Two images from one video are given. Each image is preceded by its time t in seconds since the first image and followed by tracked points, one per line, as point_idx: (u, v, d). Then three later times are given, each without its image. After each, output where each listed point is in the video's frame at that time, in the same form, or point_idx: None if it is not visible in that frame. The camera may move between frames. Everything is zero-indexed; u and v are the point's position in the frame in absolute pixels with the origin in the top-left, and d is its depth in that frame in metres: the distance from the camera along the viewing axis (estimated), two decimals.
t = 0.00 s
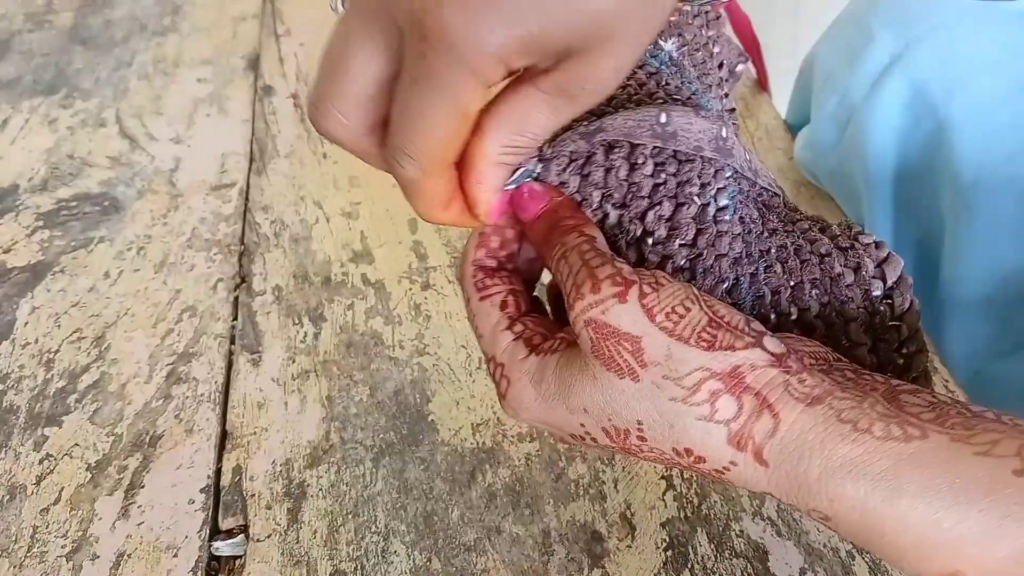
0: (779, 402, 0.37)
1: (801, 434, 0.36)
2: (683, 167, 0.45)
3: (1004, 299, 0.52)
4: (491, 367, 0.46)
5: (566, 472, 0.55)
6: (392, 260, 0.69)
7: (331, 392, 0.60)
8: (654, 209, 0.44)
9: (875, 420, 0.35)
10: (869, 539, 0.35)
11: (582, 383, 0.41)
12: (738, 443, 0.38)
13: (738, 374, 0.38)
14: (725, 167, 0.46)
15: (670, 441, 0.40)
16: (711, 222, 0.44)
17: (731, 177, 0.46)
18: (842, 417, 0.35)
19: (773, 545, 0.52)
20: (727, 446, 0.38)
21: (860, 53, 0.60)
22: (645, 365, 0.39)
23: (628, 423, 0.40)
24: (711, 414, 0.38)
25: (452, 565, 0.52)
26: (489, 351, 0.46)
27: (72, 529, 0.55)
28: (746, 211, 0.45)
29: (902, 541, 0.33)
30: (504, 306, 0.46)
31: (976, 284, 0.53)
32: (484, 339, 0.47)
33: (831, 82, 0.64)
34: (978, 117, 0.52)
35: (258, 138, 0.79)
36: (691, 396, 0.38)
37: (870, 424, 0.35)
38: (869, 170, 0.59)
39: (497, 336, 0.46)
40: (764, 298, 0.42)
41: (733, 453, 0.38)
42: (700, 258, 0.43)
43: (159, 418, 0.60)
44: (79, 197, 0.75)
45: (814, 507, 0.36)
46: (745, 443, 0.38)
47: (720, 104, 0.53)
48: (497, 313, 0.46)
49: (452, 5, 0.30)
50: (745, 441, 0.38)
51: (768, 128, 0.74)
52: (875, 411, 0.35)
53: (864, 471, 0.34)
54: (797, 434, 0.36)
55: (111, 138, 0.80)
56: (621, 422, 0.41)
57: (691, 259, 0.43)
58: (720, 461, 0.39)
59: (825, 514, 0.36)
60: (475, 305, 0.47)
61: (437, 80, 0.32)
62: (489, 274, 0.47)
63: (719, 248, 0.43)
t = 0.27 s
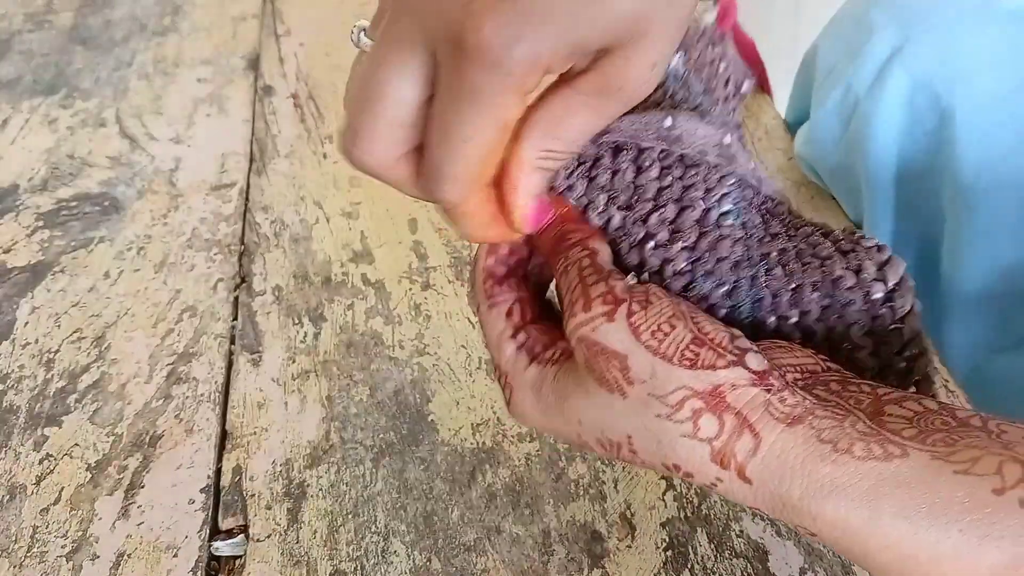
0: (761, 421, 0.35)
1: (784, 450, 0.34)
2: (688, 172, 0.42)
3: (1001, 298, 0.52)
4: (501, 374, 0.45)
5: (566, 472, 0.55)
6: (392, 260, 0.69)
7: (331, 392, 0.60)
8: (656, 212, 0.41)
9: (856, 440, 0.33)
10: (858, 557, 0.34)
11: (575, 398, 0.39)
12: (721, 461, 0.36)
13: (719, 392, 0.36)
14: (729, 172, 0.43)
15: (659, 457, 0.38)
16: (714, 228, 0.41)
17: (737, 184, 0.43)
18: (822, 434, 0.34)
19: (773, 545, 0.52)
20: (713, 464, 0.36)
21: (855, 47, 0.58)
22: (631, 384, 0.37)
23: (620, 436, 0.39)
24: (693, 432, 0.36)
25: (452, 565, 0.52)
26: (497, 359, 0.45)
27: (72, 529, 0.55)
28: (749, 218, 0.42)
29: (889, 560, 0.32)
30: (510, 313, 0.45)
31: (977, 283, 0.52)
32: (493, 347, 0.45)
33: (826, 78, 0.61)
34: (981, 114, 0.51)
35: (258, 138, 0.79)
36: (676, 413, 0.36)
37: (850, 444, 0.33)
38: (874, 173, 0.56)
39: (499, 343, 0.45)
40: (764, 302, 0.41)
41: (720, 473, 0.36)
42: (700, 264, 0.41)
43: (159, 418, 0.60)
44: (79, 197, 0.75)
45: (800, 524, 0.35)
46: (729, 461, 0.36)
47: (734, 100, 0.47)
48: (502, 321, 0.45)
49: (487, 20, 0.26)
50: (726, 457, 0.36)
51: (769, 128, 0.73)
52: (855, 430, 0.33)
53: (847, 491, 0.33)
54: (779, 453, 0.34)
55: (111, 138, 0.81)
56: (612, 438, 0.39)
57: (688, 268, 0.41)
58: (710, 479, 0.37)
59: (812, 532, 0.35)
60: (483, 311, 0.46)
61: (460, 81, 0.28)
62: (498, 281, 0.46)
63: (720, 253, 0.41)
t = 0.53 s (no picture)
0: (778, 392, 0.37)
1: (803, 423, 0.36)
2: (651, 185, 0.47)
3: (1002, 274, 0.61)
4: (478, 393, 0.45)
5: (566, 472, 0.56)
6: (393, 260, 0.69)
7: (332, 392, 0.60)
8: (625, 225, 0.46)
9: (873, 408, 0.36)
10: (869, 527, 0.36)
11: (577, 392, 0.39)
12: (736, 438, 0.37)
13: (735, 367, 0.37)
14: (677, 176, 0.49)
15: (669, 445, 0.38)
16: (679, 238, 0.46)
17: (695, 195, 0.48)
18: (837, 402, 0.36)
19: (772, 544, 0.52)
20: (727, 443, 0.37)
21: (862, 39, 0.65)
22: (640, 363, 0.38)
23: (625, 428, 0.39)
24: (709, 408, 0.37)
25: (452, 564, 0.52)
26: (475, 376, 0.45)
27: (73, 529, 0.55)
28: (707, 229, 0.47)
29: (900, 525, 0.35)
30: (487, 329, 0.45)
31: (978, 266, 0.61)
32: (471, 366, 0.46)
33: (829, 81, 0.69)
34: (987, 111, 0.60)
35: (258, 139, 0.80)
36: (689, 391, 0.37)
37: (867, 412, 0.36)
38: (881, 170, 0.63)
39: (479, 356, 0.45)
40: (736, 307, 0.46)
41: (732, 450, 0.37)
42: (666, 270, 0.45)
43: (160, 417, 0.60)
44: (79, 197, 0.75)
45: (811, 499, 0.37)
46: (745, 438, 0.37)
47: (691, 139, 0.56)
48: (479, 337, 0.45)
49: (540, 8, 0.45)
50: (743, 435, 0.37)
51: (768, 129, 0.73)
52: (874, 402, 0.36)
53: (868, 459, 0.35)
54: (798, 425, 0.36)
55: (112, 138, 0.81)
56: (614, 432, 0.39)
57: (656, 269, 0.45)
58: (719, 463, 0.38)
59: (825, 505, 0.37)
60: (457, 333, 0.46)
61: None
62: (470, 302, 0.47)
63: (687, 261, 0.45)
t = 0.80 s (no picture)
0: (852, 312, 0.35)
1: (869, 340, 0.34)
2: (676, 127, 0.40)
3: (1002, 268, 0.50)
4: (497, 320, 0.39)
5: (566, 472, 0.56)
6: (393, 260, 0.69)
7: (332, 392, 0.60)
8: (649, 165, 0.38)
9: (938, 330, 0.34)
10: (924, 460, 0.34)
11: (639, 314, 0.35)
12: (806, 357, 0.35)
13: (815, 288, 0.35)
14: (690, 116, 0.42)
15: (730, 366, 0.35)
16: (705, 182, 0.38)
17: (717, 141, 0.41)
18: (907, 324, 0.34)
19: (772, 544, 0.52)
20: (796, 363, 0.35)
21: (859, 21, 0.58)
22: (717, 280, 0.34)
23: (684, 348, 0.36)
24: (785, 328, 0.35)
25: (452, 564, 0.52)
26: (491, 301, 0.39)
27: (73, 529, 0.55)
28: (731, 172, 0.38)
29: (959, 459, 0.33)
30: (509, 254, 0.40)
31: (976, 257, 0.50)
32: (485, 292, 0.39)
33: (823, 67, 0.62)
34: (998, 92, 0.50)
35: (258, 139, 0.80)
36: (767, 310, 0.34)
37: (934, 334, 0.34)
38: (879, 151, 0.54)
39: (500, 280, 0.39)
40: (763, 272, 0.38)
41: (800, 372, 0.35)
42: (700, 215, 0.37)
43: (159, 417, 0.60)
44: (79, 197, 0.75)
45: (869, 425, 0.35)
46: (816, 357, 0.35)
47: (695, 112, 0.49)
48: (499, 259, 0.39)
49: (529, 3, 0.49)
50: (813, 356, 0.35)
51: (769, 128, 0.73)
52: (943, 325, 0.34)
53: (932, 380, 0.33)
54: (867, 345, 0.34)
55: (112, 138, 0.81)
56: (674, 354, 0.36)
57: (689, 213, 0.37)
58: (778, 389, 0.36)
59: (882, 431, 0.35)
60: (470, 259, 0.40)
61: None
62: (485, 228, 0.41)
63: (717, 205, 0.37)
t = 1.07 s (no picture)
0: (913, 267, 0.34)
1: (934, 291, 0.33)
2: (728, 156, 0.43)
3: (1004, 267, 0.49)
4: (557, 283, 0.38)
5: (566, 472, 0.56)
6: (393, 260, 0.69)
7: (331, 392, 0.60)
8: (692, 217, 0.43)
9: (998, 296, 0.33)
10: (994, 426, 0.31)
11: (701, 256, 0.34)
12: (870, 304, 0.33)
13: (874, 241, 0.34)
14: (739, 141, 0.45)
15: (791, 313, 0.33)
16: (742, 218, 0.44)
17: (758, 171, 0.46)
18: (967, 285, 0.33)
19: (772, 544, 0.52)
20: (861, 310, 0.33)
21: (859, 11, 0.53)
22: (776, 226, 0.34)
23: (743, 294, 0.34)
24: (846, 270, 0.33)
25: (452, 565, 0.52)
26: (555, 263, 0.38)
27: (73, 529, 0.55)
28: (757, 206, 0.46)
29: None
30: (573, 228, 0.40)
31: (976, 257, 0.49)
32: (547, 255, 0.39)
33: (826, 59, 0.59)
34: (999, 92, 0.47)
35: (258, 139, 0.79)
36: (828, 249, 0.34)
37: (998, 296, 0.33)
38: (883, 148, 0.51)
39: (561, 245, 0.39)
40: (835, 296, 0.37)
41: (864, 321, 0.33)
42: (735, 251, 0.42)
43: (159, 418, 0.60)
44: (79, 198, 0.75)
45: (933, 386, 0.33)
46: (879, 305, 0.33)
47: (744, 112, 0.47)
48: (564, 233, 0.39)
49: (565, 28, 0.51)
50: (879, 304, 0.33)
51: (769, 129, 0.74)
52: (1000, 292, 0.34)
53: (1001, 334, 0.32)
54: (932, 297, 0.33)
55: (111, 138, 0.81)
56: (732, 301, 0.34)
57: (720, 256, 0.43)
58: (841, 340, 0.33)
59: (949, 393, 0.32)
60: (532, 231, 0.40)
61: None
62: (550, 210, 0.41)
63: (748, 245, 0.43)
